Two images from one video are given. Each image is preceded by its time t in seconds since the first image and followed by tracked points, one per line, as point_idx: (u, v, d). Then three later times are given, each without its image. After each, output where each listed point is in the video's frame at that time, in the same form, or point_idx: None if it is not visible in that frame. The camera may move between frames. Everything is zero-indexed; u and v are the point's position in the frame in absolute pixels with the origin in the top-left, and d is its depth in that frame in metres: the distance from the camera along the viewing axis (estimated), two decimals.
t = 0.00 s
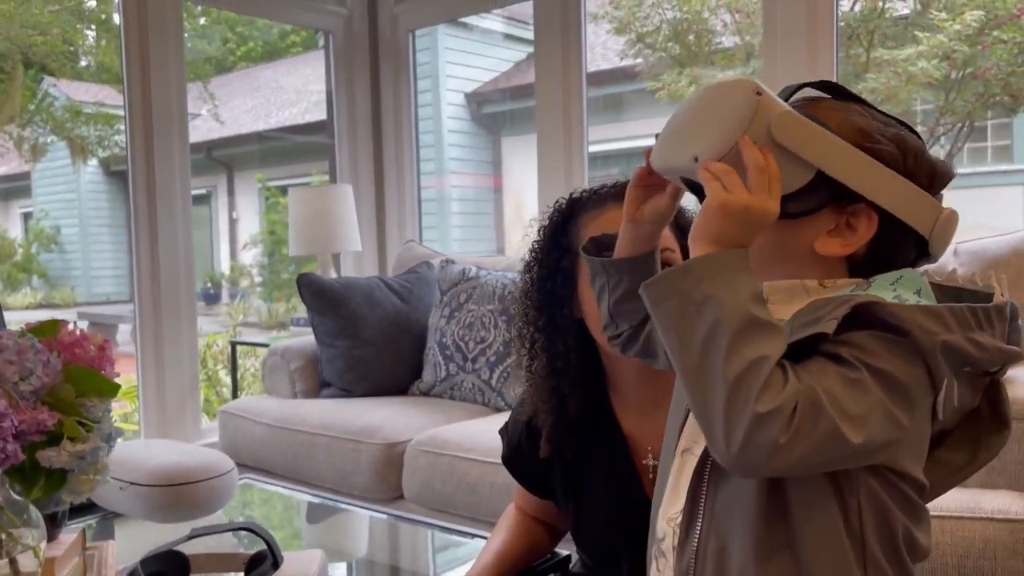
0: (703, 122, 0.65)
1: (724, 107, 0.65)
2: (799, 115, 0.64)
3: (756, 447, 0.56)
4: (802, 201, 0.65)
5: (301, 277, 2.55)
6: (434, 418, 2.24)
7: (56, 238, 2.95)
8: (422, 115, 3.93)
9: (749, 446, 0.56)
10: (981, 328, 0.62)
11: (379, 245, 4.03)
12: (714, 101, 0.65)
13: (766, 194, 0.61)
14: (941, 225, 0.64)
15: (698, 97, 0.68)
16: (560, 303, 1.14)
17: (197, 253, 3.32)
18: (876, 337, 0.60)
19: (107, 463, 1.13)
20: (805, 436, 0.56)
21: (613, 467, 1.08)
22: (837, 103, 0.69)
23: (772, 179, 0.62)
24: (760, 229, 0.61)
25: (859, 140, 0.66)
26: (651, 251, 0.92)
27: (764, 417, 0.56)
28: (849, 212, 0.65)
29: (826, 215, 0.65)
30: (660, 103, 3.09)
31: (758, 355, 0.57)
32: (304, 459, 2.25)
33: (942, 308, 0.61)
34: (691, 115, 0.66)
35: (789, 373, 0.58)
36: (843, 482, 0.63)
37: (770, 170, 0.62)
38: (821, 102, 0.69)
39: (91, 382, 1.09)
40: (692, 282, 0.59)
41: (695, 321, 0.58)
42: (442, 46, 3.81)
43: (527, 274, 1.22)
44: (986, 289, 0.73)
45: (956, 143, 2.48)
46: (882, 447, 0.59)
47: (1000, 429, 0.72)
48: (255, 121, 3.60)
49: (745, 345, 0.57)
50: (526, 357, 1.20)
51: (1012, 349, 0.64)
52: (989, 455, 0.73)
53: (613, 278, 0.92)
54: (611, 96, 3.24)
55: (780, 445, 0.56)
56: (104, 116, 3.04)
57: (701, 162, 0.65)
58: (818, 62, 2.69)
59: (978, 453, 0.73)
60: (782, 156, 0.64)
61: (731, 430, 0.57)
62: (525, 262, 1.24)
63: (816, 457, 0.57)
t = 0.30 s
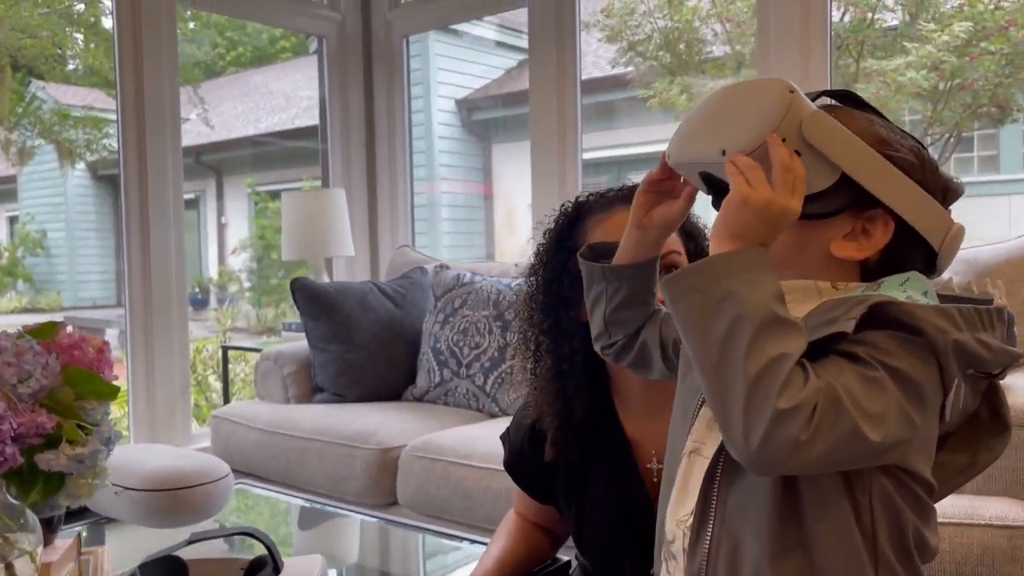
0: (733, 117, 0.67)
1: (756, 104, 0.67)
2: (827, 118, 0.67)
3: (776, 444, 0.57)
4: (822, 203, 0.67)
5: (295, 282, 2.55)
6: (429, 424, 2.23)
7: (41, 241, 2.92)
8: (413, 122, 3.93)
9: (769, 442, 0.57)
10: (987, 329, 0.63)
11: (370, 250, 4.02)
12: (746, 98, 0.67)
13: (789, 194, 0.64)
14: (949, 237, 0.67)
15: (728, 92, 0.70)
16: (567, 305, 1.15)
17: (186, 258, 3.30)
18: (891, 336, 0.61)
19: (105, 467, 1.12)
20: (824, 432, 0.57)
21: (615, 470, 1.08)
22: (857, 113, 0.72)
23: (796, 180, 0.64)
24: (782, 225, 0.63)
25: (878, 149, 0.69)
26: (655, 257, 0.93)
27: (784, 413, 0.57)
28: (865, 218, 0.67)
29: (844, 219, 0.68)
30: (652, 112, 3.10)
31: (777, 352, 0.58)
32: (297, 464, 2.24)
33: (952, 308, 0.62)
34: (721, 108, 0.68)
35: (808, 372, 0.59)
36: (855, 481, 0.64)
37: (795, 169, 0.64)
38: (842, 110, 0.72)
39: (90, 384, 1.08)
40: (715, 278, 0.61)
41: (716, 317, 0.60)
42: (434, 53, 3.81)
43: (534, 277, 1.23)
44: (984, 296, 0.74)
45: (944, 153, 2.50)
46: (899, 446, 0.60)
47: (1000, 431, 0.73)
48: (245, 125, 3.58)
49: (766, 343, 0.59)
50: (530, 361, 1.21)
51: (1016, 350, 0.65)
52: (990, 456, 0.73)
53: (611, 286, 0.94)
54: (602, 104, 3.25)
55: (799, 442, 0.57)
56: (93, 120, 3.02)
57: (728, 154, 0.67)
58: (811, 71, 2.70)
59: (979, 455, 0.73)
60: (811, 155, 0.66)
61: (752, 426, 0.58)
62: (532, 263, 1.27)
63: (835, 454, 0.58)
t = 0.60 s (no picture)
0: (750, 110, 0.67)
1: (774, 98, 0.67)
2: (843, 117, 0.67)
3: (787, 440, 0.57)
4: (829, 201, 0.67)
5: (288, 284, 2.53)
6: (422, 427, 2.23)
7: (30, 244, 2.89)
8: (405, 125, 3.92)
9: (779, 439, 0.57)
10: (986, 329, 0.64)
11: (363, 255, 4.01)
12: (765, 93, 0.67)
13: (800, 191, 0.63)
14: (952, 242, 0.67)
15: (745, 86, 0.70)
16: (566, 305, 1.17)
17: (176, 260, 3.28)
18: (898, 334, 0.61)
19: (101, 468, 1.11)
20: (835, 430, 0.57)
21: (613, 468, 1.07)
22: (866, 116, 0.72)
23: (807, 178, 0.64)
24: (791, 222, 0.63)
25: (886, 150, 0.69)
26: (655, 258, 0.92)
27: (795, 410, 0.57)
28: (871, 217, 0.67)
29: (851, 218, 0.67)
30: (645, 117, 3.11)
31: (788, 348, 0.58)
32: (290, 467, 2.22)
33: (956, 307, 0.62)
34: (738, 100, 0.68)
35: (818, 368, 0.59)
36: (861, 480, 0.63)
37: (806, 168, 0.64)
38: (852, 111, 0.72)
39: (86, 384, 1.07)
40: (724, 275, 0.61)
41: (725, 314, 0.60)
42: (427, 57, 3.81)
43: (534, 278, 1.25)
44: (978, 297, 0.75)
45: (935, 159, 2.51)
46: (907, 444, 0.59)
47: (994, 432, 0.73)
48: (236, 128, 3.56)
49: (776, 339, 0.58)
50: (531, 362, 1.23)
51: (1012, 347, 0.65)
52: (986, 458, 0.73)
53: (608, 286, 0.93)
54: (595, 110, 3.25)
55: (810, 438, 0.57)
56: (82, 123, 2.99)
57: (742, 145, 0.67)
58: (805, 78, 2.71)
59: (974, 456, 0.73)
60: (823, 151, 0.66)
61: (763, 424, 0.58)
62: (532, 263, 1.28)
63: (845, 452, 0.57)
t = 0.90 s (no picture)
0: (762, 111, 0.67)
1: (787, 101, 0.66)
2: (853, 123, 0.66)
3: (794, 452, 0.56)
4: (834, 206, 0.67)
5: (281, 287, 2.52)
6: (415, 431, 2.22)
7: (18, 245, 2.85)
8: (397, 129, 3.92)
9: (786, 451, 0.57)
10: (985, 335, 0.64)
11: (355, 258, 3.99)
12: (776, 96, 0.67)
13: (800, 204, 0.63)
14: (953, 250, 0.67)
15: (757, 86, 0.69)
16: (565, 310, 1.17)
17: (166, 263, 3.25)
18: (903, 341, 0.61)
19: (94, 472, 1.09)
20: (843, 441, 0.56)
21: (613, 473, 1.07)
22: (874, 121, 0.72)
23: (808, 189, 0.64)
24: (792, 234, 0.63)
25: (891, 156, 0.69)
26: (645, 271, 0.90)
27: (801, 422, 0.56)
28: (876, 224, 0.67)
29: (855, 224, 0.67)
30: (637, 123, 3.11)
31: (792, 360, 0.58)
32: (282, 471, 2.21)
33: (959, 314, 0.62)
34: (751, 100, 0.68)
35: (823, 379, 0.58)
36: (867, 488, 0.63)
37: (808, 180, 0.64)
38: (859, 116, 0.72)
39: (79, 387, 1.05)
40: (727, 289, 0.61)
41: (728, 327, 0.60)
42: (419, 61, 3.81)
43: (532, 282, 1.25)
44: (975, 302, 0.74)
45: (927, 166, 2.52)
46: (913, 452, 0.59)
47: (992, 437, 0.72)
48: (227, 131, 3.54)
49: (779, 352, 0.58)
50: (530, 366, 1.22)
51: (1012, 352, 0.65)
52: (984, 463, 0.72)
53: (602, 298, 0.90)
54: (588, 114, 3.26)
55: (817, 450, 0.56)
56: (71, 124, 2.96)
57: (751, 147, 0.66)
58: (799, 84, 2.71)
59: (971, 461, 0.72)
60: (832, 157, 0.65)
61: (770, 436, 0.57)
62: (531, 266, 1.28)
63: (853, 463, 0.57)
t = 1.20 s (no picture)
0: (782, 117, 0.66)
1: (808, 106, 0.65)
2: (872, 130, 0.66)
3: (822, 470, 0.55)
4: (851, 213, 0.66)
5: (273, 289, 2.50)
6: (409, 435, 2.20)
7: (5, 247, 2.81)
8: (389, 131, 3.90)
9: (813, 470, 0.56)
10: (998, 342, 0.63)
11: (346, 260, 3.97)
12: (796, 100, 0.66)
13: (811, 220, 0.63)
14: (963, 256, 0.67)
15: (775, 90, 0.68)
16: (566, 312, 1.16)
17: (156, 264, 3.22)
18: (924, 351, 0.60)
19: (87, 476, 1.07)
20: (869, 457, 0.56)
21: (612, 478, 1.07)
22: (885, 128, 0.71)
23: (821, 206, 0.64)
24: (804, 247, 0.63)
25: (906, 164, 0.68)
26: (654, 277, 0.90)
27: (827, 440, 0.55)
28: (891, 231, 0.66)
29: (871, 231, 0.66)
30: (631, 126, 3.10)
31: (814, 377, 0.57)
32: (274, 475, 2.19)
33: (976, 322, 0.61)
34: (769, 105, 0.67)
35: (846, 394, 0.58)
36: (885, 499, 0.62)
37: (821, 197, 0.64)
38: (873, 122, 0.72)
39: (73, 390, 1.04)
40: (743, 308, 0.61)
41: (747, 347, 0.60)
42: (412, 64, 3.80)
43: (532, 286, 1.24)
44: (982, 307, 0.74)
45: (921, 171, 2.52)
46: (936, 462, 0.58)
47: (999, 442, 0.72)
48: (218, 132, 3.52)
49: (799, 369, 0.57)
50: (529, 370, 1.21)
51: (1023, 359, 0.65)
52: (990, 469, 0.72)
53: (609, 303, 0.89)
54: (581, 118, 3.25)
55: (845, 468, 0.55)
56: (59, 124, 2.92)
57: (769, 155, 0.66)
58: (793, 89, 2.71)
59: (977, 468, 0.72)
60: (851, 164, 0.65)
61: (795, 455, 0.56)
62: (531, 270, 1.26)
63: (879, 478, 0.56)
